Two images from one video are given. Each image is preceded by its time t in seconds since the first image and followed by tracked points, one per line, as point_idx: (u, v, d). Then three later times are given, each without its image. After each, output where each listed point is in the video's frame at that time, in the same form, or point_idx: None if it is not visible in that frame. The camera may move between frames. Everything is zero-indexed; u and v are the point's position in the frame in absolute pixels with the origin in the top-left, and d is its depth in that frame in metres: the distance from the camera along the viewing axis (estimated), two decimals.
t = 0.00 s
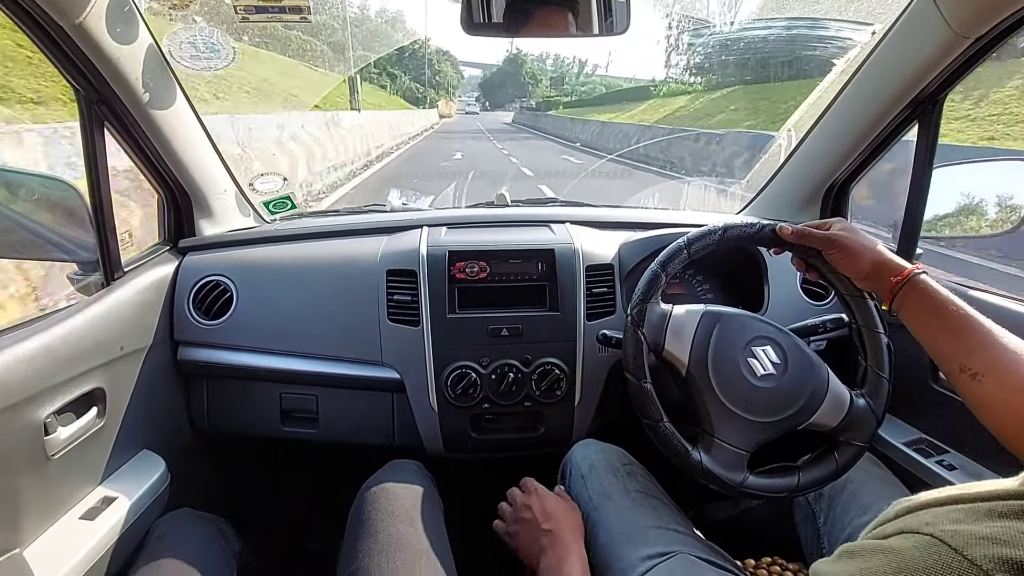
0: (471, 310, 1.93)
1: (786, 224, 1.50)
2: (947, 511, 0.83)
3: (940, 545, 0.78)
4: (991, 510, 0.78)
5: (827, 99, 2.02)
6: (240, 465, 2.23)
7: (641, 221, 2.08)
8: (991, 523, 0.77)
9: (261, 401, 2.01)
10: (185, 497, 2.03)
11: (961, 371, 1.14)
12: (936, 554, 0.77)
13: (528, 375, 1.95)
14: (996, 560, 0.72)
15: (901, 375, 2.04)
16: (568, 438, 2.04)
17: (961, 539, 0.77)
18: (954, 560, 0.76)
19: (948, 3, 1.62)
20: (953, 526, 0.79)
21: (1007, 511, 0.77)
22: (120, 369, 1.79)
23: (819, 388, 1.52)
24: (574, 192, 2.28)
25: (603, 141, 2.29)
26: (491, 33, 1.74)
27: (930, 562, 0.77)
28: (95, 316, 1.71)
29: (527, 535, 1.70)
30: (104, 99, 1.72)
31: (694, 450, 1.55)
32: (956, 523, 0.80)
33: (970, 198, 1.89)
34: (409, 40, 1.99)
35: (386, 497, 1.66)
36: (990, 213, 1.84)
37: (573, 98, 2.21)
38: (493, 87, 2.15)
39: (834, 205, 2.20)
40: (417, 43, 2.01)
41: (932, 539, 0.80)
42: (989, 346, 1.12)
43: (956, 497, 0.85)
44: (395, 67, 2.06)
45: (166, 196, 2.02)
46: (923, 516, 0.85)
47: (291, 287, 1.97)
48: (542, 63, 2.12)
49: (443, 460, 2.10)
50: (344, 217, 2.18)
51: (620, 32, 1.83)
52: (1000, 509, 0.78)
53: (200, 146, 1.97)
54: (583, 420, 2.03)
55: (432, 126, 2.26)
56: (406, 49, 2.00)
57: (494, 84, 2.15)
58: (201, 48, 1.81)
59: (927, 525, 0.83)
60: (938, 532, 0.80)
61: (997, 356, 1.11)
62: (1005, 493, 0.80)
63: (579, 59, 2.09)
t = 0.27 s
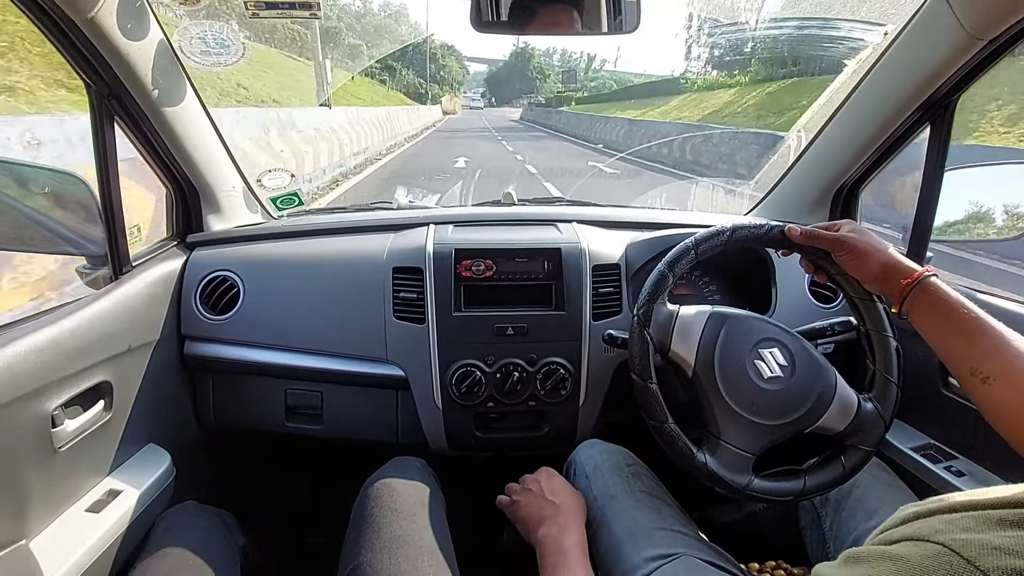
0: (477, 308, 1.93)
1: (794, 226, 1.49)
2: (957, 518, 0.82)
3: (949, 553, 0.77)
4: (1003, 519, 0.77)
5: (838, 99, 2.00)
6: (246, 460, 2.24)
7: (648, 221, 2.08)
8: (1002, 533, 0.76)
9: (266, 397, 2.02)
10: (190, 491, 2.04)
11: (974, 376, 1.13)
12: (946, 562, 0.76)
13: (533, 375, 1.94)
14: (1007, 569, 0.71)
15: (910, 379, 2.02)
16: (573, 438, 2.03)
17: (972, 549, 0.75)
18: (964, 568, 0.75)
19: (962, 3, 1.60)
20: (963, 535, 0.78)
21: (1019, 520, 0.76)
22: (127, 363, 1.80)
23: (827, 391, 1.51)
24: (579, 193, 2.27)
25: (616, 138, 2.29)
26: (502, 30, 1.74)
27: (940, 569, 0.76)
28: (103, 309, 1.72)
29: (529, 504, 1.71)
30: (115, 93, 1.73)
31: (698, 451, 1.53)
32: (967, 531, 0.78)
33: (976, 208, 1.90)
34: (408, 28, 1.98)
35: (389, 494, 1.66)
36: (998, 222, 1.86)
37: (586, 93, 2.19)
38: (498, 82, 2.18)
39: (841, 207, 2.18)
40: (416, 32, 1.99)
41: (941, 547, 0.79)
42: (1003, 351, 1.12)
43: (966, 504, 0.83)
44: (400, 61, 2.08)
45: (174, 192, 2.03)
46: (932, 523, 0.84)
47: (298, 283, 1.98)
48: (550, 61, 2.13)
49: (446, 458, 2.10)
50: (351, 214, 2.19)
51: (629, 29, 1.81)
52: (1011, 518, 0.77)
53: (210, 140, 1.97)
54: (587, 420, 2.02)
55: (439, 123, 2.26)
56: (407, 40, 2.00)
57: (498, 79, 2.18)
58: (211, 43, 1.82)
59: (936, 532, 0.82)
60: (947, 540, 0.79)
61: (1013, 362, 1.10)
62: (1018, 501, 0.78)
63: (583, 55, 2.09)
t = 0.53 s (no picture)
0: (477, 305, 1.93)
1: (798, 224, 1.48)
2: (960, 507, 0.81)
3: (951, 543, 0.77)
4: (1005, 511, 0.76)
5: (841, 95, 1.98)
6: (246, 455, 2.24)
7: (649, 219, 2.07)
8: (1004, 525, 0.74)
9: (266, 393, 2.02)
10: (191, 486, 2.04)
11: (975, 377, 1.11)
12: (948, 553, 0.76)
13: (533, 372, 1.94)
14: (1008, 560, 0.70)
15: (911, 378, 2.01)
16: (573, 436, 2.03)
17: (972, 538, 0.75)
18: (966, 559, 0.74)
19: None
20: (964, 525, 0.77)
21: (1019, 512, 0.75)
22: (128, 357, 1.80)
23: (828, 390, 1.50)
24: (581, 188, 2.28)
25: (616, 132, 2.27)
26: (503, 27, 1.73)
27: (942, 559, 0.76)
28: (103, 304, 1.72)
29: (535, 504, 1.69)
30: (114, 88, 1.72)
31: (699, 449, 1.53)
32: (969, 522, 0.78)
33: (978, 208, 1.89)
34: (404, 24, 1.95)
35: (389, 490, 1.66)
36: (997, 221, 1.85)
37: (593, 89, 2.14)
38: (498, 79, 2.11)
39: (845, 204, 2.16)
40: (413, 29, 1.97)
41: (943, 537, 0.78)
42: (1006, 351, 1.10)
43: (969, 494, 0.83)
44: (396, 57, 2.04)
45: (175, 187, 2.02)
46: (936, 513, 0.84)
47: (298, 280, 1.98)
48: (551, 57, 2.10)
49: (446, 455, 2.10)
50: (351, 210, 2.19)
51: (631, 27, 1.79)
52: (1012, 510, 0.75)
53: (210, 135, 1.97)
54: (588, 417, 2.02)
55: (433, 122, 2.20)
56: (404, 36, 1.97)
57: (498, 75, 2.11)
58: (211, 38, 1.80)
59: (939, 522, 0.81)
60: (950, 530, 0.78)
61: (1015, 362, 1.08)
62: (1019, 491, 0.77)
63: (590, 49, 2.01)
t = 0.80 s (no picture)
0: (479, 308, 1.93)
1: (793, 226, 1.48)
2: (988, 510, 0.78)
3: (984, 545, 0.74)
4: None
5: (841, 96, 1.98)
6: (247, 459, 2.24)
7: (650, 221, 2.07)
8: None
9: (267, 397, 2.02)
10: (192, 491, 2.04)
11: (973, 375, 1.13)
12: (983, 555, 0.73)
13: (535, 375, 1.94)
14: None
15: (913, 380, 2.01)
16: (575, 439, 2.02)
17: (1009, 539, 0.72)
18: (1006, 560, 0.71)
19: None
20: (998, 525, 0.75)
21: None
22: (129, 362, 1.80)
23: (831, 392, 1.50)
24: (582, 191, 2.28)
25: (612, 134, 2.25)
26: (504, 30, 1.73)
27: (980, 565, 0.72)
28: (104, 309, 1.71)
29: (548, 539, 1.58)
30: (116, 93, 1.72)
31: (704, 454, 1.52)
32: (1000, 522, 0.75)
33: (978, 212, 1.89)
34: (399, 26, 1.92)
35: (391, 494, 1.65)
36: (995, 226, 1.86)
37: (598, 89, 2.15)
38: (496, 81, 2.09)
39: (846, 206, 2.16)
40: (409, 30, 1.93)
41: (976, 539, 0.75)
42: (1001, 348, 1.11)
43: (998, 496, 0.80)
44: (391, 60, 2.01)
45: (176, 191, 2.03)
46: (961, 515, 0.81)
47: (298, 284, 1.98)
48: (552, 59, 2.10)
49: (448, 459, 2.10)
50: (352, 214, 2.18)
51: (632, 31, 1.79)
52: None
53: (210, 140, 1.97)
54: (589, 421, 2.02)
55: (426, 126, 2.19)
56: (399, 37, 1.94)
57: (496, 75, 2.09)
58: (212, 43, 1.80)
59: (966, 523, 0.78)
60: (980, 532, 0.75)
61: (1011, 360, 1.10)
62: None
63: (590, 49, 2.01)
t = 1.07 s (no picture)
0: (481, 309, 1.92)
1: (782, 222, 1.48)
2: (1016, 525, 0.70)
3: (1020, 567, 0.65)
4: None
5: (848, 96, 1.97)
6: (248, 460, 2.23)
7: (653, 222, 2.06)
8: None
9: (268, 396, 2.01)
10: (193, 491, 2.03)
11: (966, 362, 1.20)
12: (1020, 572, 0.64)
13: (538, 376, 1.93)
14: None
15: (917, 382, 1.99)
16: (577, 441, 2.01)
17: None
18: None
19: None
20: None
21: None
22: (130, 361, 1.79)
23: (839, 387, 1.49)
24: (584, 193, 2.27)
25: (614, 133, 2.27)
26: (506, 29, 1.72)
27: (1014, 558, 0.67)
28: (107, 307, 1.71)
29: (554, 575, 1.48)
30: (118, 91, 1.72)
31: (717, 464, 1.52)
32: None
33: (980, 218, 1.89)
34: (398, 24, 1.92)
35: (392, 495, 1.64)
36: (998, 229, 1.86)
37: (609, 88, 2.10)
38: (497, 80, 2.09)
39: (850, 206, 2.14)
40: (408, 28, 1.94)
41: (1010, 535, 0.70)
42: (994, 337, 1.17)
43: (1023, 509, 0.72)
44: (393, 60, 2.01)
45: (178, 191, 2.02)
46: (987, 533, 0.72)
47: (300, 283, 1.97)
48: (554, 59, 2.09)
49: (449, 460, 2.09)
50: (354, 213, 2.18)
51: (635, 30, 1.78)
52: None
53: (212, 138, 1.96)
54: (592, 422, 2.00)
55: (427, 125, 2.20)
56: (398, 35, 1.93)
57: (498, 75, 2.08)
58: (214, 41, 1.80)
59: (994, 541, 0.69)
60: (1014, 551, 0.66)
61: (1001, 348, 1.15)
62: None
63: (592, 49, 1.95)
